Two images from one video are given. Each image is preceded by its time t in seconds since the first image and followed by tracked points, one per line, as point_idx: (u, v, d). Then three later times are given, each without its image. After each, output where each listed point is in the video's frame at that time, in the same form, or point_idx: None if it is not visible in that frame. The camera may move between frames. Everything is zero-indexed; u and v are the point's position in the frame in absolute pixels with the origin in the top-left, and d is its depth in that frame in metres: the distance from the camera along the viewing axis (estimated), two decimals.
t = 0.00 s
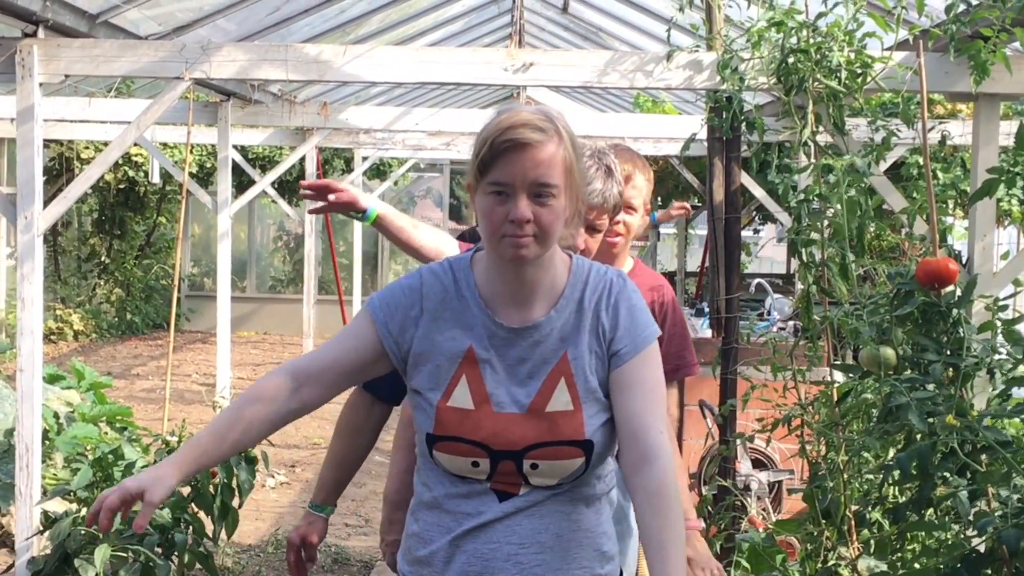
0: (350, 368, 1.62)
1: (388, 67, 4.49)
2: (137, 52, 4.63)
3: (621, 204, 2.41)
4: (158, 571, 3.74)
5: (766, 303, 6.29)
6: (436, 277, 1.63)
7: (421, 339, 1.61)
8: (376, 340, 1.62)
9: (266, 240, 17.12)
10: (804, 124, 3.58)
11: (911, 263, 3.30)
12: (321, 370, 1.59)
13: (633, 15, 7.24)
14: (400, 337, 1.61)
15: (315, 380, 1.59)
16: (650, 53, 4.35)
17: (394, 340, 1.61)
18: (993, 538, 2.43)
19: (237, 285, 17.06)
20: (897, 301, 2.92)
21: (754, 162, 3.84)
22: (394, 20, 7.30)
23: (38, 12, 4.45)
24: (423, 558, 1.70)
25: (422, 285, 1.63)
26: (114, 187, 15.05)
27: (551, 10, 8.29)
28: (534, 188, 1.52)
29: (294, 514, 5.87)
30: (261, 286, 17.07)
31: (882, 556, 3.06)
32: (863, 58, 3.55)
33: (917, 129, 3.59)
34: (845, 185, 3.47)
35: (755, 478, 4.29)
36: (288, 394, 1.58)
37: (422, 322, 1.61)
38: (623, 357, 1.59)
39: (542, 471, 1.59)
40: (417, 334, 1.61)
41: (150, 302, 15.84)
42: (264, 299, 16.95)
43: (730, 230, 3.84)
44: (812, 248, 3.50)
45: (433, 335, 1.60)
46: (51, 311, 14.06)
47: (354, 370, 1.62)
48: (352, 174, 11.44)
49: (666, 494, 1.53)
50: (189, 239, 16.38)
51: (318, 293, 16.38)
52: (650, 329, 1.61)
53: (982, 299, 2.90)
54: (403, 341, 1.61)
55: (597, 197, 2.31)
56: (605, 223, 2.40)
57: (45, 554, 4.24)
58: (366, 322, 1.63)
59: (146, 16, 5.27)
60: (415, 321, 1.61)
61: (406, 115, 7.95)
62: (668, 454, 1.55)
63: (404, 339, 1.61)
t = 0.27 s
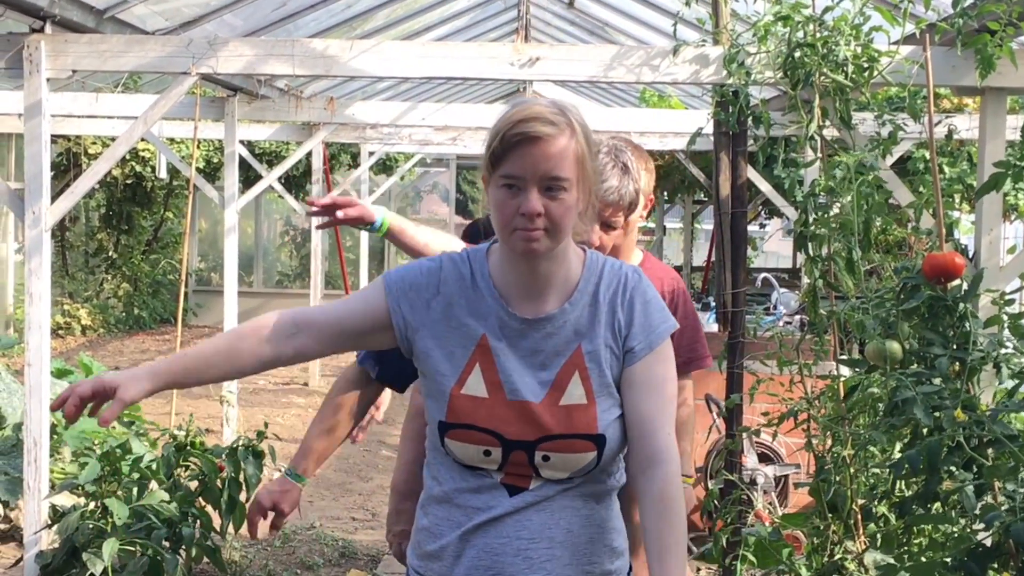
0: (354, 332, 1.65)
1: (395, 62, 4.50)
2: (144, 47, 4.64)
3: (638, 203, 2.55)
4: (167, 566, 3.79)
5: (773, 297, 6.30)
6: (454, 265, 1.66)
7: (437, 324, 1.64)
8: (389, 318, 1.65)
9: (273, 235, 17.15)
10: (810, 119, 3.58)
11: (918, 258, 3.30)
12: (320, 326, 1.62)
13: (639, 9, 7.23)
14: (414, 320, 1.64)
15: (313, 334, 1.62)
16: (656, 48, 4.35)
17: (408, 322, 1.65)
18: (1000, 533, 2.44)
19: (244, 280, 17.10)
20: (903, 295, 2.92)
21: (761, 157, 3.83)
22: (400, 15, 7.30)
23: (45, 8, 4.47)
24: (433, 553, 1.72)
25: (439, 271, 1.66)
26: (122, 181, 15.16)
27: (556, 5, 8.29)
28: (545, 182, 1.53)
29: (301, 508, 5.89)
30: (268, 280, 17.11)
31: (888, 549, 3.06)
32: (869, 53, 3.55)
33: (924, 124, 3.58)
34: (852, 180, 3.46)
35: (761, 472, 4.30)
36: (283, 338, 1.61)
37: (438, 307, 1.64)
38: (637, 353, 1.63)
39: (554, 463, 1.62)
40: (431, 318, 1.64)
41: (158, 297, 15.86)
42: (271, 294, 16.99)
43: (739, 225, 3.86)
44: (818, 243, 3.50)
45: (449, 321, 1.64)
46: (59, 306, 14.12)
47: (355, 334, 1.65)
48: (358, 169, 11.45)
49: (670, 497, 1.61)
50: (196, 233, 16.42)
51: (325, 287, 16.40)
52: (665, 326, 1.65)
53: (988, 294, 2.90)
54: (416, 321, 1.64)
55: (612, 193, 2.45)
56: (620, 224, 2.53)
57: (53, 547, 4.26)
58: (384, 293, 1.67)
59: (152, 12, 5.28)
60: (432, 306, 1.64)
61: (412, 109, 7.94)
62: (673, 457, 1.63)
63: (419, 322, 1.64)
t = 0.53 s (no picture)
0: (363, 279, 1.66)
1: (398, 55, 4.50)
2: (148, 40, 4.65)
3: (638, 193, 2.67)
4: (169, 557, 3.74)
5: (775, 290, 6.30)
6: (470, 248, 1.69)
7: (450, 303, 1.66)
8: (403, 289, 1.68)
9: (276, 228, 17.16)
10: (813, 112, 3.58)
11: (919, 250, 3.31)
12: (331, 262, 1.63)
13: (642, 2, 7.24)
14: (428, 296, 1.66)
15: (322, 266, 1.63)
16: (659, 41, 4.35)
17: (422, 296, 1.67)
18: (1000, 524, 2.44)
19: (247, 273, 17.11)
20: (905, 288, 2.93)
21: (763, 150, 3.83)
22: (403, 8, 7.31)
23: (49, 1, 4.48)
24: (436, 544, 1.72)
25: (456, 252, 1.69)
26: (125, 175, 15.14)
27: None
28: (555, 174, 1.54)
29: (304, 500, 5.90)
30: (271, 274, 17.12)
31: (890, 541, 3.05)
32: (871, 46, 3.57)
33: (926, 117, 3.59)
34: (854, 173, 3.46)
35: (763, 465, 4.30)
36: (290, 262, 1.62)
37: (453, 285, 1.66)
38: (645, 347, 1.67)
39: (557, 452, 1.64)
40: (446, 295, 1.66)
41: (161, 290, 15.87)
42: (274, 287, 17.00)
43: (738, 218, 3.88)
44: (820, 236, 3.50)
45: (463, 299, 1.66)
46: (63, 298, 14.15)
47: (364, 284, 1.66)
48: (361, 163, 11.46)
49: (669, 497, 1.66)
50: (199, 226, 16.43)
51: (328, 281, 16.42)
52: (673, 321, 1.68)
53: (990, 286, 2.91)
54: (430, 292, 1.66)
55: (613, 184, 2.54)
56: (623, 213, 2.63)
57: (57, 539, 4.26)
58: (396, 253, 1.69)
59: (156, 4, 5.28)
60: (447, 282, 1.67)
61: (416, 102, 7.93)
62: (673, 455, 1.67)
63: (433, 297, 1.66)
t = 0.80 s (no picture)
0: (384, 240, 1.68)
1: (399, 52, 4.53)
2: (151, 37, 4.68)
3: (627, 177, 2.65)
4: (172, 552, 3.81)
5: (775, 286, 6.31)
6: (488, 235, 1.73)
7: (464, 284, 1.70)
8: (422, 265, 1.72)
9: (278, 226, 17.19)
10: (812, 109, 3.60)
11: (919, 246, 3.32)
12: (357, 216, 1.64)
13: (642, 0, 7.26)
14: (445, 275, 1.70)
15: (348, 217, 1.64)
16: (659, 38, 4.38)
17: (439, 274, 1.71)
18: (998, 518, 2.46)
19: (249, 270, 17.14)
20: (904, 283, 2.95)
21: (762, 147, 3.85)
22: (405, 6, 7.34)
23: None
24: (435, 526, 1.75)
25: (476, 238, 1.73)
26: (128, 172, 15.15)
27: None
28: (560, 173, 1.56)
29: (306, 495, 5.93)
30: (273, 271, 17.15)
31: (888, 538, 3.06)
32: (871, 43, 3.58)
33: (925, 114, 3.61)
34: (854, 169, 3.47)
35: (763, 460, 4.32)
36: (321, 203, 1.62)
37: (469, 267, 1.70)
38: (648, 346, 1.68)
39: (553, 441, 1.66)
40: (462, 276, 1.70)
41: (164, 287, 15.92)
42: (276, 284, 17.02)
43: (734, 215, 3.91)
44: (819, 232, 3.52)
45: (478, 281, 1.69)
46: (66, 295, 14.19)
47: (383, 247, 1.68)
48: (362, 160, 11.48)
49: (665, 495, 1.69)
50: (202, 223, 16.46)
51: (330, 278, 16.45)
52: (678, 321, 1.70)
53: (989, 281, 2.92)
54: (447, 269, 1.70)
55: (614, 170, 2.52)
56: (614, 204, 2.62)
57: (61, 533, 4.30)
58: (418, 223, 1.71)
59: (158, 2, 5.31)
60: (464, 263, 1.70)
61: (417, 100, 7.95)
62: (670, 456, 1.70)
63: (449, 276, 1.70)
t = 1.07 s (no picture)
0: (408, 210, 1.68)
1: (402, 54, 4.56)
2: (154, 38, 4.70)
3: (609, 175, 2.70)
4: (176, 550, 3.81)
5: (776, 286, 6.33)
6: (504, 229, 1.75)
7: (477, 275, 1.71)
8: (441, 249, 1.73)
9: (281, 228, 17.21)
10: (812, 110, 3.62)
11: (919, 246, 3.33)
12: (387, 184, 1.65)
13: (643, 2, 7.28)
14: (461, 263, 1.72)
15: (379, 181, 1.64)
16: (660, 40, 4.40)
17: (456, 261, 1.72)
18: (996, 516, 2.47)
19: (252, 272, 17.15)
20: (904, 283, 2.97)
21: (763, 148, 3.87)
22: (407, 8, 7.36)
23: None
24: (433, 514, 1.75)
25: (493, 230, 1.75)
26: (131, 174, 15.17)
27: None
28: (567, 172, 1.57)
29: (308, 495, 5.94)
30: (276, 273, 17.16)
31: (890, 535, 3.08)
32: (871, 45, 3.60)
33: (925, 115, 3.63)
34: (853, 171, 3.49)
35: (764, 460, 4.33)
36: (359, 160, 1.62)
37: (487, 258, 1.72)
38: (651, 348, 1.70)
39: (553, 436, 1.67)
40: (477, 266, 1.71)
41: (166, 288, 15.94)
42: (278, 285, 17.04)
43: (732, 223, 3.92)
44: (819, 233, 3.54)
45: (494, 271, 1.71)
46: (69, 296, 14.20)
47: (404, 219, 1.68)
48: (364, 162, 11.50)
49: (665, 496, 1.71)
50: (204, 226, 16.48)
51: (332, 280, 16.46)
52: (682, 324, 1.73)
53: (988, 281, 2.93)
54: (464, 257, 1.72)
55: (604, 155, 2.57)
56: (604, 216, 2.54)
57: (65, 531, 4.30)
58: (440, 203, 1.72)
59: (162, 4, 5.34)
60: (483, 254, 1.72)
61: (419, 102, 7.98)
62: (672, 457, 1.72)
63: (464, 265, 1.72)
